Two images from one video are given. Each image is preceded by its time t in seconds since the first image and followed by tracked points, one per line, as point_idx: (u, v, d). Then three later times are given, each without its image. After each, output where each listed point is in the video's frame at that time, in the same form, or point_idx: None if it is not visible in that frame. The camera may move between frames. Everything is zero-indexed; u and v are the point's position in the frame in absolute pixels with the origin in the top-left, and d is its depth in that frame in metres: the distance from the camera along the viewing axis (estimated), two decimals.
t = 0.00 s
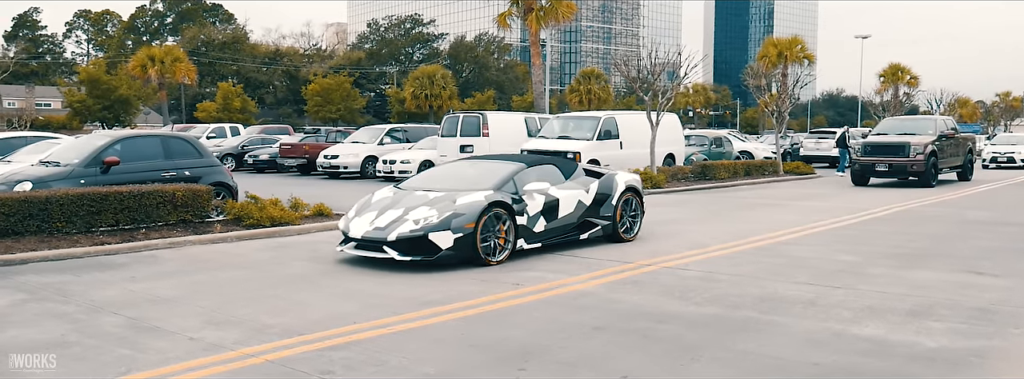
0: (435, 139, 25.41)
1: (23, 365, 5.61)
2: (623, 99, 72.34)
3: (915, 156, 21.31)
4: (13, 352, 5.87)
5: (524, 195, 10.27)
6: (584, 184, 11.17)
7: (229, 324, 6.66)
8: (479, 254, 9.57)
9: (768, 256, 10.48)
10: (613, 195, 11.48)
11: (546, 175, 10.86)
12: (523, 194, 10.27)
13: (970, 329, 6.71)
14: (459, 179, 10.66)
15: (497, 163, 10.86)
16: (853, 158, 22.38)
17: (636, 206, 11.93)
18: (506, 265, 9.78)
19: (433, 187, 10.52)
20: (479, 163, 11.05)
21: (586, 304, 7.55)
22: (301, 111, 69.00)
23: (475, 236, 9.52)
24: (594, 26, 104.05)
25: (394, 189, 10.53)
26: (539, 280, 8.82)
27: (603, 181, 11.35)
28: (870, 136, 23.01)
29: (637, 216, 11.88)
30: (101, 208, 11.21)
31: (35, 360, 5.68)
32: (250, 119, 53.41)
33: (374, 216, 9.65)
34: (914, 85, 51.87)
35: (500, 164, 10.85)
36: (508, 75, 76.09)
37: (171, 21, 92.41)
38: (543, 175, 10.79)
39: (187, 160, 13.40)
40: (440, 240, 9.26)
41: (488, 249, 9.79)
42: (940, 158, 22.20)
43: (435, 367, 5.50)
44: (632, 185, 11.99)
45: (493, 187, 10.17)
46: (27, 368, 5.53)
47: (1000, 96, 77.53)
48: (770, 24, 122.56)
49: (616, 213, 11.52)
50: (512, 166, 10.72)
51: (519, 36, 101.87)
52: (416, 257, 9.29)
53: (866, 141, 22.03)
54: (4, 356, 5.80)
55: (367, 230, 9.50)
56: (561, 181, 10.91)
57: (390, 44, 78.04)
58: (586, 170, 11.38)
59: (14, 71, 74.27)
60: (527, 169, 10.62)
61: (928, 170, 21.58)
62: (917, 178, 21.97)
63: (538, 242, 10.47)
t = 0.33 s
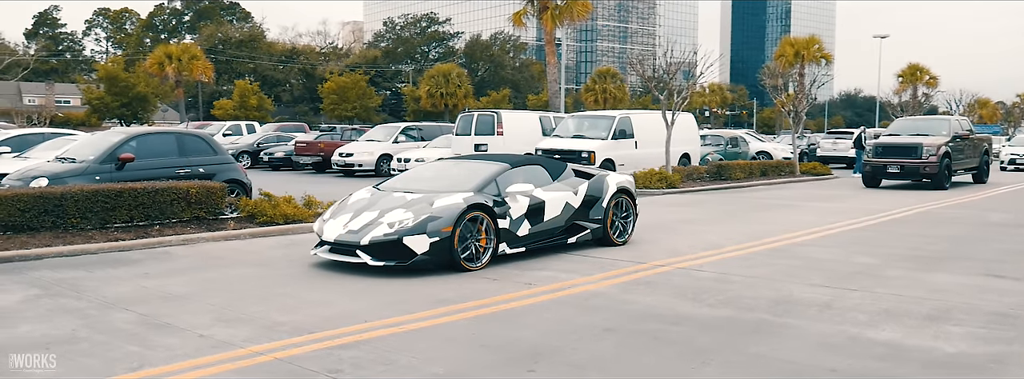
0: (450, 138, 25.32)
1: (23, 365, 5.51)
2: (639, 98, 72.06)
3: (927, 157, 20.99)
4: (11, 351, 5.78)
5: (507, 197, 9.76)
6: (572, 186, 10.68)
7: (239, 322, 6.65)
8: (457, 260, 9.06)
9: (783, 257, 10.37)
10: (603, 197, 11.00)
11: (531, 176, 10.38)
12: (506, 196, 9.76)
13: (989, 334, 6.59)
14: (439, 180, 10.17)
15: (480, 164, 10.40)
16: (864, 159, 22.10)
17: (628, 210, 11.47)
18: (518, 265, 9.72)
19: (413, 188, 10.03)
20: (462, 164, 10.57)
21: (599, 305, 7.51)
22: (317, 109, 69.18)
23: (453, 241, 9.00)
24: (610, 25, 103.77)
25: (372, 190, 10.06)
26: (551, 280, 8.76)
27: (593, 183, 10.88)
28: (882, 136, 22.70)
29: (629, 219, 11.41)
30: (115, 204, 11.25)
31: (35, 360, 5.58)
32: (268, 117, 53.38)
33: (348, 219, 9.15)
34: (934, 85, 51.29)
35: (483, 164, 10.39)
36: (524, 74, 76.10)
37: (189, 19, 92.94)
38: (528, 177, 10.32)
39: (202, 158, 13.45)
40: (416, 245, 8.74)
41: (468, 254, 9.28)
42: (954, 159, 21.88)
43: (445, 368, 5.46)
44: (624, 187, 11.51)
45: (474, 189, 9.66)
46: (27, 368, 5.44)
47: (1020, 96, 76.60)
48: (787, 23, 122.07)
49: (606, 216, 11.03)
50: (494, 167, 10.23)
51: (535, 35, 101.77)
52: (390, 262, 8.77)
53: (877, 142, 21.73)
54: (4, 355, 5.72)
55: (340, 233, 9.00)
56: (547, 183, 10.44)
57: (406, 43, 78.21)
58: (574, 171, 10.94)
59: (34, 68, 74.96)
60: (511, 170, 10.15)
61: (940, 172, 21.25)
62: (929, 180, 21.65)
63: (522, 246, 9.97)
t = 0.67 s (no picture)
0: (483, 137, 25.29)
1: (23, 365, 5.46)
2: (673, 97, 71.53)
3: (963, 158, 20.49)
4: (10, 351, 5.74)
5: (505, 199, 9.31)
6: (577, 187, 10.20)
7: (271, 319, 6.68)
8: (451, 266, 8.61)
9: (820, 259, 10.18)
10: (611, 199, 10.53)
11: (533, 178, 9.92)
12: (505, 199, 9.30)
13: None
14: (437, 181, 9.75)
15: (480, 165, 9.97)
16: (898, 159, 21.62)
17: (637, 212, 11.00)
18: (550, 265, 9.64)
19: (408, 190, 9.63)
20: (461, 164, 10.14)
21: (632, 305, 7.44)
22: (352, 108, 69.65)
23: (446, 245, 8.56)
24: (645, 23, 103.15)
25: (367, 192, 9.69)
26: (584, 280, 8.69)
27: (600, 184, 10.41)
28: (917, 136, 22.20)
29: (639, 221, 10.95)
30: (153, 202, 11.40)
31: (34, 360, 5.53)
32: (304, 116, 53.57)
33: (338, 222, 8.75)
34: (976, 84, 50.19)
35: (483, 165, 9.95)
36: (558, 73, 75.86)
37: (226, 20, 94.10)
38: (530, 178, 9.87)
39: (236, 156, 13.60)
40: (406, 251, 8.31)
41: (463, 259, 8.82)
42: (992, 160, 21.33)
43: (475, 368, 5.42)
44: (633, 187, 11.02)
45: (470, 191, 9.21)
46: (29, 368, 5.39)
47: None
48: (824, 21, 120.85)
49: (614, 218, 10.57)
50: (494, 168, 9.77)
51: (569, 34, 101.58)
52: (379, 269, 8.34)
53: (911, 142, 21.27)
54: (8, 354, 5.68)
55: (330, 237, 8.60)
56: (549, 184, 9.98)
57: (440, 42, 78.52)
58: (579, 172, 10.48)
59: (78, 68, 76.44)
60: (511, 171, 9.71)
61: (977, 173, 20.74)
62: (966, 181, 21.13)
63: (523, 251, 9.49)
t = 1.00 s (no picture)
0: (526, 137, 25.25)
1: (23, 365, 5.49)
2: (718, 96, 70.73)
3: (1012, 158, 19.87)
4: (43, 349, 5.81)
5: (510, 201, 8.92)
6: (589, 189, 9.79)
7: (314, 318, 6.73)
8: (451, 272, 8.24)
9: (868, 260, 9.96)
10: (625, 200, 10.07)
11: (543, 178, 9.53)
12: (510, 201, 8.92)
13: None
14: (443, 182, 9.42)
15: (487, 165, 9.62)
16: (943, 159, 21.06)
17: (654, 215, 10.55)
18: (592, 265, 9.56)
19: (412, 191, 9.32)
20: (469, 166, 9.78)
21: (675, 306, 7.34)
22: (396, 108, 70.12)
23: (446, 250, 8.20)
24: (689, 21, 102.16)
25: (370, 193, 9.39)
26: (627, 281, 8.62)
27: (614, 185, 9.97)
28: (963, 134, 21.59)
29: (656, 224, 10.51)
30: (200, 201, 11.57)
31: (35, 360, 5.55)
32: (348, 116, 54.11)
33: (336, 225, 8.44)
34: None
35: (490, 165, 9.60)
36: (601, 72, 75.48)
37: (273, 22, 95.43)
38: (539, 179, 9.48)
39: (282, 156, 13.75)
40: (404, 256, 7.97)
41: (464, 264, 8.45)
42: None
43: (514, 368, 5.40)
44: (651, 188, 10.55)
45: (473, 193, 8.84)
46: (29, 368, 5.41)
47: None
48: (873, 18, 118.71)
49: (629, 220, 10.11)
50: (500, 169, 9.38)
51: (612, 33, 101.02)
52: (376, 274, 8.00)
53: (956, 141, 20.70)
54: (11, 353, 5.72)
55: (326, 241, 8.30)
56: (559, 185, 9.57)
57: (483, 43, 78.64)
58: (592, 173, 10.04)
59: (129, 70, 78.11)
60: (519, 171, 9.34)
61: None
62: (1014, 181, 20.50)
63: (530, 255, 9.07)
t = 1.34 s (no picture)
0: (580, 137, 25.11)
1: (27, 363, 5.58)
2: (777, 94, 69.51)
3: None
4: (107, 347, 5.98)
5: (526, 205, 8.47)
6: (614, 192, 9.28)
7: (370, 318, 6.78)
8: (461, 279, 7.84)
9: (936, 262, 9.62)
10: (652, 205, 9.53)
11: (563, 181, 9.06)
12: (527, 205, 8.47)
13: None
14: (460, 185, 9.04)
15: (505, 167, 9.20)
16: (1006, 159, 20.30)
17: (684, 219, 9.99)
18: (648, 267, 9.42)
19: (428, 195, 8.97)
20: (489, 167, 9.38)
21: (734, 309, 7.19)
22: (452, 109, 70.58)
23: (456, 257, 7.80)
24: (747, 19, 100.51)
25: (385, 197, 9.07)
26: (685, 283, 8.49)
27: (640, 188, 9.46)
28: None
29: (686, 229, 9.95)
30: (260, 201, 11.77)
31: (38, 359, 5.65)
32: (405, 118, 54.61)
33: (346, 230, 8.14)
34: None
35: (508, 167, 9.17)
36: (657, 72, 74.78)
37: (331, 25, 96.87)
38: (559, 182, 9.02)
39: (339, 157, 13.91)
40: (411, 263, 7.59)
41: (476, 271, 8.04)
42: None
43: (569, 370, 5.35)
44: (679, 191, 9.97)
45: (486, 197, 8.42)
46: (32, 367, 5.50)
47: None
48: (939, 13, 115.36)
49: (657, 225, 9.58)
50: (519, 171, 8.96)
51: (668, 32, 99.96)
52: (383, 282, 7.64)
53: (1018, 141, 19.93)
54: (8, 354, 5.79)
55: (334, 247, 8.00)
56: (580, 188, 9.09)
57: (538, 43, 78.52)
58: (616, 175, 9.53)
59: (194, 73, 80.10)
60: (538, 174, 8.90)
61: None
62: None
63: (548, 262, 8.61)
